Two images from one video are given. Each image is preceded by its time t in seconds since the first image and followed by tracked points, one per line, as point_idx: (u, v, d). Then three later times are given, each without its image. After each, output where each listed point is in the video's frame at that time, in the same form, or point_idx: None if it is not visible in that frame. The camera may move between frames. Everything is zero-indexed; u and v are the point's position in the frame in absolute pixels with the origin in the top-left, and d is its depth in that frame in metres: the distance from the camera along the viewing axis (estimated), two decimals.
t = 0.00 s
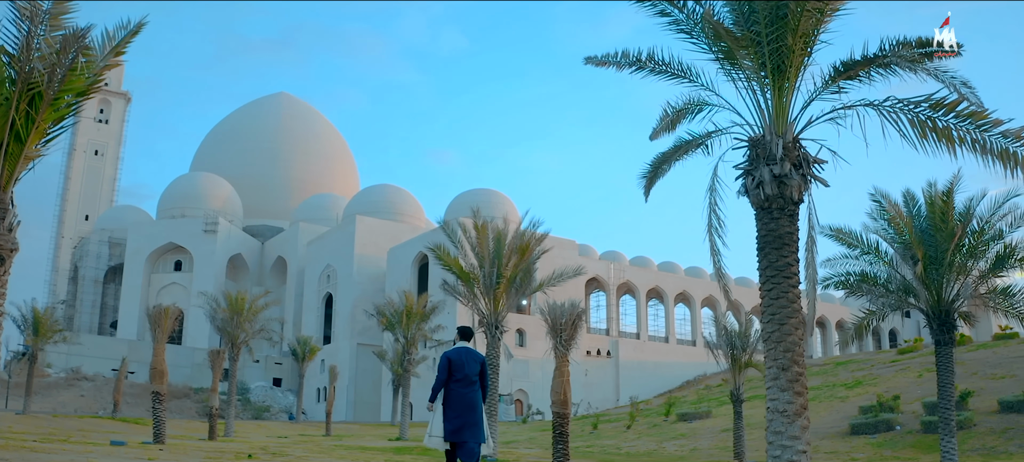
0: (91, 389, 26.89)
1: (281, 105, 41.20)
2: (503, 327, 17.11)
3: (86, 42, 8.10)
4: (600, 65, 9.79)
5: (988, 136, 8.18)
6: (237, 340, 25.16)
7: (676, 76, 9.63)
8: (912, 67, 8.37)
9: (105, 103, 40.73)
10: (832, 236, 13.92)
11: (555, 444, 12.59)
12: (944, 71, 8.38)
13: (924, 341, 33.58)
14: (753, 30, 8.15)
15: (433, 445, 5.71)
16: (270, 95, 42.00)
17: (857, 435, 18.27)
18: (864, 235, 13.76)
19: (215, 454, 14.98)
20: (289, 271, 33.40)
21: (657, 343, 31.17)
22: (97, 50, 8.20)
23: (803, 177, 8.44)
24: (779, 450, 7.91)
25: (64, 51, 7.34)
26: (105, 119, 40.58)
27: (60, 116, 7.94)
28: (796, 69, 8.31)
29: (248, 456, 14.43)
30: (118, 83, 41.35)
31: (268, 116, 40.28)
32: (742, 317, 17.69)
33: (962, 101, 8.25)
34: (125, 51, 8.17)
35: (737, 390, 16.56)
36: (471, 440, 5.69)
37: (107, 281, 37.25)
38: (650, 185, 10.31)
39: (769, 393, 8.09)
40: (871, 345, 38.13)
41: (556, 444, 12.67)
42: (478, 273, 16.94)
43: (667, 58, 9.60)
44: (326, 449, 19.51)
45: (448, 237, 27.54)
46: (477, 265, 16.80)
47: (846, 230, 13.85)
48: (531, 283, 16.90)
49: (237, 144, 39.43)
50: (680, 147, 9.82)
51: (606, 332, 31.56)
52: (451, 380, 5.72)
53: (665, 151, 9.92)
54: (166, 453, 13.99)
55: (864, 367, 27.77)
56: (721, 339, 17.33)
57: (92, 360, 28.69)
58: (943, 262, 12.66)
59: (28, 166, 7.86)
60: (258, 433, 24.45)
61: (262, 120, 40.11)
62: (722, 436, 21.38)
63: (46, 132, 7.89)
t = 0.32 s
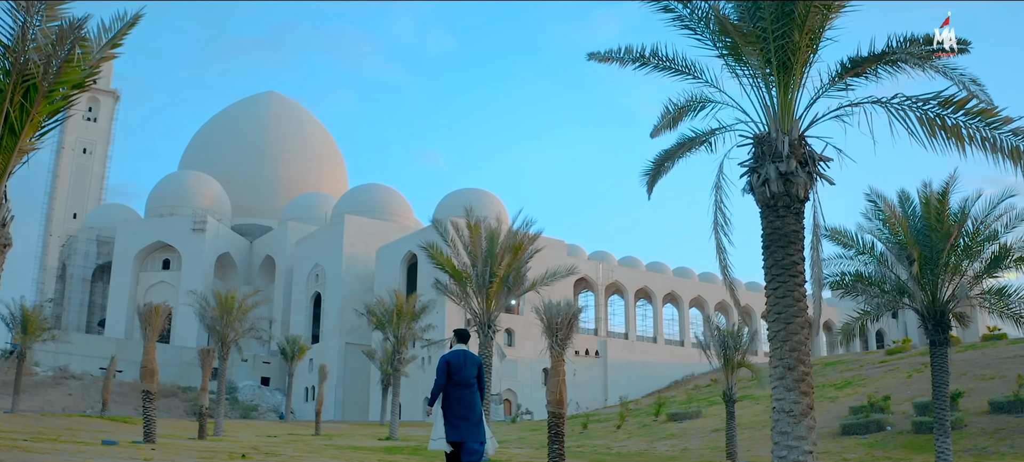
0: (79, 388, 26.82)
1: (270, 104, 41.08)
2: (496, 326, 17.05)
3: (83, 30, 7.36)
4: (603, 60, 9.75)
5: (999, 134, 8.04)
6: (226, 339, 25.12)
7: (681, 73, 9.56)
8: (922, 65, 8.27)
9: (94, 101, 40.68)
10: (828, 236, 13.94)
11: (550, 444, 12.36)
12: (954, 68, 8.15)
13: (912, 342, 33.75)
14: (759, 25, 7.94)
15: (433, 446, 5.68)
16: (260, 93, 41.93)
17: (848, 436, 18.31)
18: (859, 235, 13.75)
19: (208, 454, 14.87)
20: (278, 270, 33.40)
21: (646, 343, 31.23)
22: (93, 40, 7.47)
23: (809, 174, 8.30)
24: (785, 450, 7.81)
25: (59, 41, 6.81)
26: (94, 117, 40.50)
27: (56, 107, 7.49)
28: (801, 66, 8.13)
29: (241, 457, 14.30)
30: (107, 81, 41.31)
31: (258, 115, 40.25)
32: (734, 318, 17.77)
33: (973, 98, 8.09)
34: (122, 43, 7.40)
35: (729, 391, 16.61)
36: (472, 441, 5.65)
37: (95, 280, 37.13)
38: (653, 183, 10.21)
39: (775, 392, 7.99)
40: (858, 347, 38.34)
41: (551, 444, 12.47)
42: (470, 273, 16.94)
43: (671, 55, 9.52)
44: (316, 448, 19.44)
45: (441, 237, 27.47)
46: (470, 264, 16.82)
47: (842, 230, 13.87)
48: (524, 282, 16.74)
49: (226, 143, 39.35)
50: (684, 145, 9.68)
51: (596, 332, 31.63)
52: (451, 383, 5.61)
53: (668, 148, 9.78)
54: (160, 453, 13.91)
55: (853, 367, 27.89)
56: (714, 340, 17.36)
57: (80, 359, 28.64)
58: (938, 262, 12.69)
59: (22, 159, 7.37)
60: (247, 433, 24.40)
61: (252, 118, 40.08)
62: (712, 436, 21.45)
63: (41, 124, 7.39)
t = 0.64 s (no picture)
0: (66, 386, 26.77)
1: (258, 102, 41.05)
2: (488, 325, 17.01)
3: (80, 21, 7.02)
4: (606, 57, 9.66)
5: (1010, 132, 7.94)
6: (216, 337, 25.11)
7: (684, 68, 9.49)
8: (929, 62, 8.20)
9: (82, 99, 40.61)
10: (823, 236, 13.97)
11: (545, 444, 12.28)
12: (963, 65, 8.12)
13: (901, 343, 33.92)
14: (765, 22, 7.90)
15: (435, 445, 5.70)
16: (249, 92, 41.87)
17: (840, 436, 18.37)
18: (852, 235, 13.72)
19: (202, 454, 14.79)
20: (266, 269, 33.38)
21: (634, 343, 31.31)
22: (91, 32, 7.11)
23: (816, 172, 8.30)
24: (791, 450, 7.79)
25: (56, 31, 6.56)
26: (83, 115, 40.49)
27: (53, 100, 7.05)
28: (807, 63, 8.12)
29: (236, 457, 14.22)
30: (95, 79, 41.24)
31: (246, 114, 40.20)
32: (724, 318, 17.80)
33: (982, 96, 8.01)
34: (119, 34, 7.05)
35: (721, 391, 16.66)
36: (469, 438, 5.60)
37: (83, 278, 37.04)
38: (656, 181, 10.16)
39: (781, 393, 7.98)
40: (847, 348, 38.54)
41: (547, 444, 12.38)
42: (463, 272, 16.95)
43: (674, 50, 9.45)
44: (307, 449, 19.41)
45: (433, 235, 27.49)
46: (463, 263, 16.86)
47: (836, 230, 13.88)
48: (517, 281, 16.65)
49: (217, 141, 39.30)
50: (687, 142, 9.65)
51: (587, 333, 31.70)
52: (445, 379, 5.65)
53: (670, 146, 9.76)
54: (155, 453, 13.87)
55: (843, 367, 27.99)
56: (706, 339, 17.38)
57: (67, 357, 28.60)
58: (933, 262, 12.77)
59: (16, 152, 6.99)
60: (237, 432, 24.37)
61: (240, 117, 40.04)
62: (702, 436, 21.54)
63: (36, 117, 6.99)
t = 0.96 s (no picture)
0: (54, 385, 26.70)
1: (248, 100, 41.01)
2: (482, 324, 16.95)
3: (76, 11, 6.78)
4: (610, 52, 9.66)
5: (1019, 129, 7.93)
6: (205, 336, 25.04)
7: (688, 64, 9.48)
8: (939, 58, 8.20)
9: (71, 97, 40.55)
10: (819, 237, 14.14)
11: (541, 444, 12.22)
12: (972, 63, 8.13)
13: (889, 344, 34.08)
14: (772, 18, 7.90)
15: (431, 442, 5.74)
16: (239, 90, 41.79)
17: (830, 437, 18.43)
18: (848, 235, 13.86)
19: (194, 454, 14.72)
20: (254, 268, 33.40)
21: (623, 343, 31.38)
22: (87, 22, 6.86)
23: (822, 169, 8.34)
24: (798, 451, 7.74)
25: (52, 21, 6.31)
26: (71, 114, 40.38)
27: (47, 92, 6.79)
28: (813, 60, 8.13)
29: (228, 456, 14.17)
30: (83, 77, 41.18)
31: (236, 112, 40.15)
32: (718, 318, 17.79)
33: (992, 93, 8.01)
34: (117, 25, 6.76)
35: (714, 391, 16.68)
36: (462, 439, 5.61)
37: (71, 277, 36.96)
38: (659, 178, 10.18)
39: (788, 392, 7.94)
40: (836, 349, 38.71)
41: (542, 444, 12.32)
42: (456, 271, 16.94)
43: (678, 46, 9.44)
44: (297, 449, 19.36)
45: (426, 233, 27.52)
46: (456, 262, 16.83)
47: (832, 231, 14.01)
48: (510, 280, 16.78)
49: (208, 140, 39.21)
50: (690, 139, 9.65)
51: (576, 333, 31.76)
52: (439, 376, 5.69)
53: (674, 142, 9.75)
54: (149, 453, 13.82)
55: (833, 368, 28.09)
56: (699, 340, 17.40)
57: (55, 356, 28.52)
58: (928, 261, 12.80)
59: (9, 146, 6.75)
60: (226, 432, 24.33)
61: (230, 115, 39.97)
62: (693, 436, 21.61)
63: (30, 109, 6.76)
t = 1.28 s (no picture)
0: (42, 383, 26.63)
1: (237, 99, 40.96)
2: (474, 323, 16.94)
3: None
4: (614, 47, 9.68)
5: None
6: (195, 335, 24.99)
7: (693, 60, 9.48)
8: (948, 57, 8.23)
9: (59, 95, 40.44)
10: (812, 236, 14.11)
11: (536, 444, 12.20)
12: (981, 60, 8.16)
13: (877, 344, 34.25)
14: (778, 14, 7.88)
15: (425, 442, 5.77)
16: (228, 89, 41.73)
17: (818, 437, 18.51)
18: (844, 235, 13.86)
19: (189, 454, 14.66)
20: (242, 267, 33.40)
21: (611, 343, 31.46)
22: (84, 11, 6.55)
23: (829, 167, 8.34)
24: (805, 451, 7.76)
25: (48, 11, 6.11)
26: (60, 111, 40.25)
27: (42, 83, 6.58)
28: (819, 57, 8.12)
29: (222, 457, 14.13)
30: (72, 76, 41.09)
31: (225, 111, 40.09)
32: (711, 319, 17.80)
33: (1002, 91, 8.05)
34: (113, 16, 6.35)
35: (705, 391, 16.70)
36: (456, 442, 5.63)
37: (59, 275, 36.88)
38: (663, 175, 10.20)
39: (794, 392, 7.96)
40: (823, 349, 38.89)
41: (538, 444, 12.31)
42: (449, 270, 16.95)
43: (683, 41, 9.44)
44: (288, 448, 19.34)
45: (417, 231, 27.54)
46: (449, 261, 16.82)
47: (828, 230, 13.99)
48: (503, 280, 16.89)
49: (199, 138, 39.15)
50: (694, 136, 9.66)
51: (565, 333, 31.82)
52: (436, 377, 5.73)
53: (679, 139, 9.77)
54: (142, 453, 13.79)
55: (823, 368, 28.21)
56: (691, 340, 17.40)
57: (42, 354, 28.42)
58: (924, 261, 12.88)
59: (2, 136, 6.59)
60: (216, 431, 24.31)
61: (219, 114, 39.92)
62: (684, 436, 21.68)
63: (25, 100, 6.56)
